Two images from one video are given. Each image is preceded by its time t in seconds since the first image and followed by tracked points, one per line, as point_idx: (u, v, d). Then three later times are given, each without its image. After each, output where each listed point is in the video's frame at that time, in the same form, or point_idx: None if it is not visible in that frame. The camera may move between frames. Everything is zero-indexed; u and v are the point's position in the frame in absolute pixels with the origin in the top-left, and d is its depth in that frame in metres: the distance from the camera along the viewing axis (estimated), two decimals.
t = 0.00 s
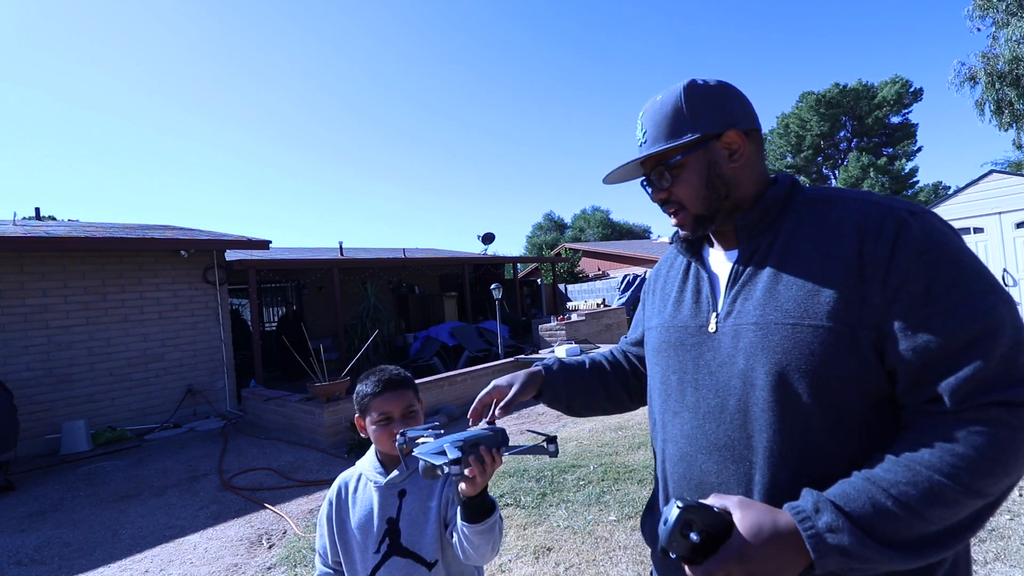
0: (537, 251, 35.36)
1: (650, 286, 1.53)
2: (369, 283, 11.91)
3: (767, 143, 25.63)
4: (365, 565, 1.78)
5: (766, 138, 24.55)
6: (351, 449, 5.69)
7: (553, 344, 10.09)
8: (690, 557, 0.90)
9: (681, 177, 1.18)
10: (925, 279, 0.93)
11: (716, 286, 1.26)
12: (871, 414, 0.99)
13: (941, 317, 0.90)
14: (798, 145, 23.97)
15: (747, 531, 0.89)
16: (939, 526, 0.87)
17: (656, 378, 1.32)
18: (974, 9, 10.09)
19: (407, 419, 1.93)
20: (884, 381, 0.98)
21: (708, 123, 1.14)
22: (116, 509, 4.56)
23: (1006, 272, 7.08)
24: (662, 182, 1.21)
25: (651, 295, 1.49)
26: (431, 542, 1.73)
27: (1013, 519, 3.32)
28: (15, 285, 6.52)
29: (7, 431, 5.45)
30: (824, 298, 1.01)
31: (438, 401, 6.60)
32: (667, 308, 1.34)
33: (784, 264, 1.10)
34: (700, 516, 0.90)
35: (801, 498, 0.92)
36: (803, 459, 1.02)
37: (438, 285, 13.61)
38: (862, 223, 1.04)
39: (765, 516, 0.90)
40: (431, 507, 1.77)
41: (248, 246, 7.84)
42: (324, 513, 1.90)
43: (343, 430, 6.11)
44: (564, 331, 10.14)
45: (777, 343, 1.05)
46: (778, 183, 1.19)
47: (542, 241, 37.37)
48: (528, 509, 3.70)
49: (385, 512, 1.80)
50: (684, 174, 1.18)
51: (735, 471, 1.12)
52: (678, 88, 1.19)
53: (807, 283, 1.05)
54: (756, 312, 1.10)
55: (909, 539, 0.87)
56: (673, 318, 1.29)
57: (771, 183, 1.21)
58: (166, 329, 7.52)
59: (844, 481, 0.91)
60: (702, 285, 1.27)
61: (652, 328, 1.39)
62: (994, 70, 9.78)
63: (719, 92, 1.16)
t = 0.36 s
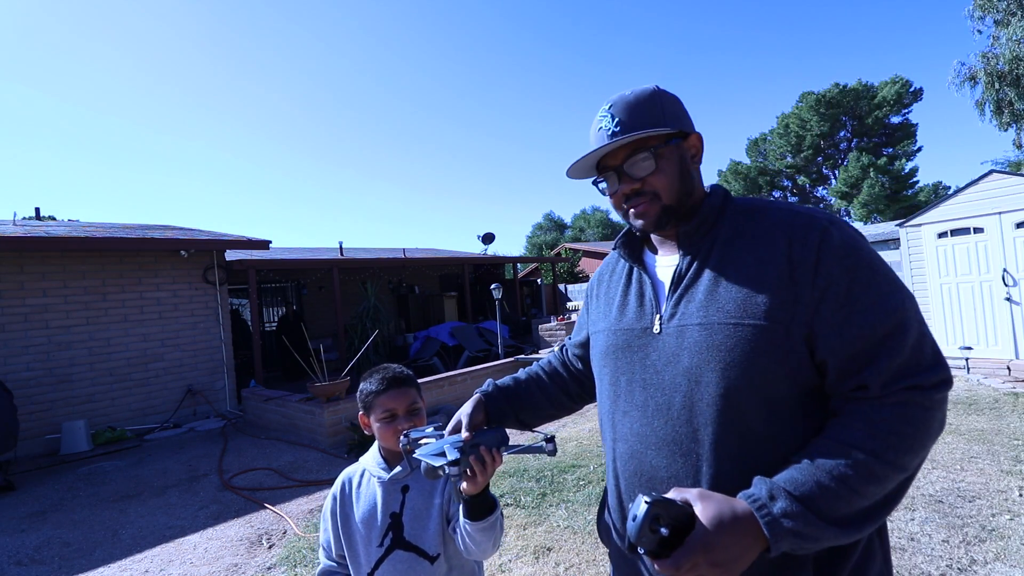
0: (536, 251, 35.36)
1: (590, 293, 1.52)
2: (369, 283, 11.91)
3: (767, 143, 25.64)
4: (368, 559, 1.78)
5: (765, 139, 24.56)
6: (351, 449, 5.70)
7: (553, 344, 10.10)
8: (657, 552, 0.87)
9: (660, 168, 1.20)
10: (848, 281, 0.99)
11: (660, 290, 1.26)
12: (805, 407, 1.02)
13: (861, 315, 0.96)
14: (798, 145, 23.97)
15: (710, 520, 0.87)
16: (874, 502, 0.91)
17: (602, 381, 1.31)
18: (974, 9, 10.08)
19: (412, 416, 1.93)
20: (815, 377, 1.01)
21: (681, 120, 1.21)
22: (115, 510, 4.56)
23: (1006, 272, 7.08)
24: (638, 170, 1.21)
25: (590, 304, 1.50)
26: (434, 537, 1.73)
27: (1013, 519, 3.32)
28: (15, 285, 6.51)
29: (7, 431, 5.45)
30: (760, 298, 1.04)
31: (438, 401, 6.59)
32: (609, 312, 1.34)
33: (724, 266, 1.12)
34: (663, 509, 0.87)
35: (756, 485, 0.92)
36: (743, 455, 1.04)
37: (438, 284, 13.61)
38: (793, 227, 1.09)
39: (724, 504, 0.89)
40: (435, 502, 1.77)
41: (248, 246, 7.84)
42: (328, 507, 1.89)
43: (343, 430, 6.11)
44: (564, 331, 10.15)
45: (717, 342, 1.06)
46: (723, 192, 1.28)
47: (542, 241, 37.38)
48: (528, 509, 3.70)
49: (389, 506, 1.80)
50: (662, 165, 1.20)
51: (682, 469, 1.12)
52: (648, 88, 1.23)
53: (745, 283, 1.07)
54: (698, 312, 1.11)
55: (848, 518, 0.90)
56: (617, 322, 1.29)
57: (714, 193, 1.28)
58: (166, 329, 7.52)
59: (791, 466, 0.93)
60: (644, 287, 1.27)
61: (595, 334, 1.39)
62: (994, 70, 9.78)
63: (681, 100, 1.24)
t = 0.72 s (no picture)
0: (537, 251, 35.36)
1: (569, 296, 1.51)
2: (369, 283, 11.91)
3: (767, 143, 25.65)
4: (369, 555, 1.77)
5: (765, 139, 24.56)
6: (351, 449, 5.70)
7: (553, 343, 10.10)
8: (648, 555, 0.85)
9: (659, 166, 1.20)
10: (817, 283, 1.00)
11: (636, 293, 1.25)
12: (777, 407, 1.03)
13: (831, 316, 0.97)
14: (798, 145, 23.98)
15: (698, 521, 0.85)
16: (845, 497, 0.92)
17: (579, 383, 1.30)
18: (974, 9, 10.08)
19: (414, 414, 1.93)
20: (785, 377, 1.02)
21: (678, 125, 1.24)
22: (115, 510, 4.56)
23: (1006, 272, 7.08)
24: (637, 164, 1.21)
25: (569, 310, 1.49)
26: (435, 534, 1.74)
27: (1012, 519, 3.32)
28: (15, 285, 6.51)
29: (7, 431, 5.45)
30: (734, 300, 1.04)
31: (438, 401, 6.59)
32: (586, 314, 1.33)
33: (699, 267, 1.12)
34: (651, 514, 0.85)
35: (736, 486, 0.92)
36: (716, 455, 1.04)
37: (438, 284, 13.62)
38: (765, 229, 1.10)
39: (710, 504, 0.88)
40: (436, 500, 1.78)
41: (248, 246, 7.83)
42: (330, 505, 1.88)
43: (343, 430, 6.11)
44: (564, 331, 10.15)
45: (693, 344, 1.06)
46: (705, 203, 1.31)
47: (541, 241, 37.38)
48: (528, 509, 3.70)
49: (390, 504, 1.80)
50: (660, 163, 1.21)
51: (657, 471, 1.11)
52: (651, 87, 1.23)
53: (720, 284, 1.07)
54: (674, 314, 1.11)
55: (822, 513, 0.91)
56: (593, 324, 1.27)
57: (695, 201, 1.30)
58: (166, 329, 7.52)
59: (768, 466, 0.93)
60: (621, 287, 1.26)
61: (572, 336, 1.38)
62: (994, 70, 9.77)
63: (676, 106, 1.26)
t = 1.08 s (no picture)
0: (536, 251, 35.36)
1: (564, 293, 1.51)
2: (369, 282, 11.91)
3: (767, 143, 25.63)
4: (370, 555, 1.77)
5: (765, 139, 24.55)
6: (351, 449, 5.70)
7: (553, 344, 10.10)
8: (641, 566, 0.84)
9: (654, 162, 1.20)
10: (812, 284, 0.99)
11: (629, 293, 1.25)
12: (773, 409, 1.03)
13: (824, 318, 0.96)
14: (798, 145, 23.99)
15: (693, 530, 0.85)
16: (842, 501, 0.92)
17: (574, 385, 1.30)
18: (974, 9, 10.08)
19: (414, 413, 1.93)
20: (779, 380, 1.02)
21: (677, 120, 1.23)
22: (115, 510, 4.56)
23: (1006, 272, 7.08)
24: (632, 158, 1.21)
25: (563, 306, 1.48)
26: (437, 534, 1.75)
27: (1012, 519, 3.32)
28: (15, 285, 6.51)
29: (7, 431, 5.45)
30: (726, 301, 1.04)
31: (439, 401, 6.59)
32: (580, 315, 1.33)
33: (692, 269, 1.12)
34: (646, 522, 0.84)
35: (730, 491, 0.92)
36: (711, 459, 1.04)
37: (438, 284, 13.61)
38: (759, 229, 1.09)
39: (707, 512, 0.88)
40: (438, 499, 1.78)
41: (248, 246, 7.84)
42: (332, 505, 1.88)
43: (343, 430, 6.12)
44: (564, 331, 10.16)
45: (685, 347, 1.06)
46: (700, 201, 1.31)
47: (541, 241, 37.38)
48: (528, 509, 3.70)
49: (392, 503, 1.80)
50: (656, 159, 1.21)
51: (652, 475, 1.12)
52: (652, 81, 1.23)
53: (712, 285, 1.07)
54: (666, 316, 1.11)
55: (819, 517, 0.91)
56: (587, 325, 1.28)
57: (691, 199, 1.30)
58: (166, 329, 7.52)
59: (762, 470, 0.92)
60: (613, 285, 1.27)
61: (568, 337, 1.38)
62: (994, 70, 9.77)
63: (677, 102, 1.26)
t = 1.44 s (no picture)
0: (536, 251, 35.35)
1: (551, 285, 1.48)
2: (369, 283, 11.91)
3: (768, 143, 25.62)
4: (370, 557, 1.77)
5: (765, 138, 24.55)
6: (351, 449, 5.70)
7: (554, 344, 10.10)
8: None
9: (669, 152, 1.18)
10: (837, 305, 0.99)
11: (634, 297, 1.23)
12: (786, 430, 1.03)
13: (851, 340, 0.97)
14: (798, 145, 23.99)
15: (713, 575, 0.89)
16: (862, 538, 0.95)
17: (561, 389, 1.28)
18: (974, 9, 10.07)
19: (410, 410, 1.92)
20: (795, 401, 1.02)
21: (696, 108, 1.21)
22: (115, 510, 4.56)
23: (1006, 272, 7.08)
24: (645, 145, 1.19)
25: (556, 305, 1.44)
26: (439, 539, 1.76)
27: (1012, 519, 3.32)
28: (15, 285, 6.51)
29: (7, 431, 5.45)
30: (745, 318, 1.02)
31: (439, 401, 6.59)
32: (576, 316, 1.31)
33: (704, 279, 1.10)
34: None
35: (745, 531, 0.94)
36: (720, 480, 1.03)
37: (438, 285, 13.60)
38: (780, 240, 1.07)
39: (722, 554, 0.92)
40: (440, 504, 1.80)
41: (248, 246, 7.83)
42: (332, 504, 1.87)
43: (343, 430, 6.12)
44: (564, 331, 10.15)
45: (698, 362, 1.04)
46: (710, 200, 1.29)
47: (542, 241, 37.38)
48: (528, 509, 3.71)
49: (394, 507, 1.79)
50: (672, 149, 1.18)
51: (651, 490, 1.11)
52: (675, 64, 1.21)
53: (731, 299, 1.05)
54: (677, 328, 1.09)
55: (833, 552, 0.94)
56: (587, 329, 1.25)
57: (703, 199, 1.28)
58: (166, 329, 7.52)
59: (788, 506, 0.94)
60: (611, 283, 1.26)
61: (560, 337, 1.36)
62: (994, 70, 9.77)
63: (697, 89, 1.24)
